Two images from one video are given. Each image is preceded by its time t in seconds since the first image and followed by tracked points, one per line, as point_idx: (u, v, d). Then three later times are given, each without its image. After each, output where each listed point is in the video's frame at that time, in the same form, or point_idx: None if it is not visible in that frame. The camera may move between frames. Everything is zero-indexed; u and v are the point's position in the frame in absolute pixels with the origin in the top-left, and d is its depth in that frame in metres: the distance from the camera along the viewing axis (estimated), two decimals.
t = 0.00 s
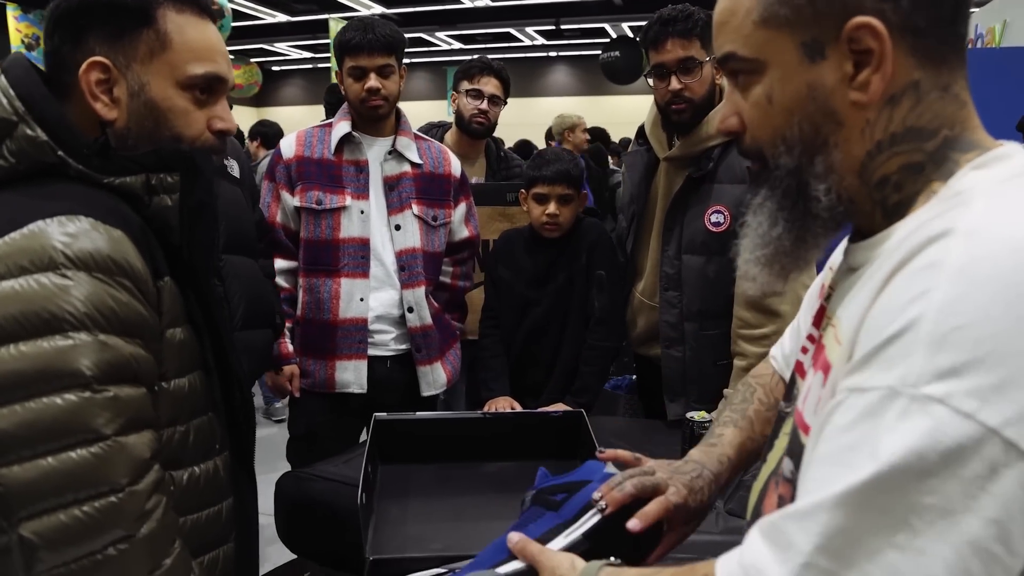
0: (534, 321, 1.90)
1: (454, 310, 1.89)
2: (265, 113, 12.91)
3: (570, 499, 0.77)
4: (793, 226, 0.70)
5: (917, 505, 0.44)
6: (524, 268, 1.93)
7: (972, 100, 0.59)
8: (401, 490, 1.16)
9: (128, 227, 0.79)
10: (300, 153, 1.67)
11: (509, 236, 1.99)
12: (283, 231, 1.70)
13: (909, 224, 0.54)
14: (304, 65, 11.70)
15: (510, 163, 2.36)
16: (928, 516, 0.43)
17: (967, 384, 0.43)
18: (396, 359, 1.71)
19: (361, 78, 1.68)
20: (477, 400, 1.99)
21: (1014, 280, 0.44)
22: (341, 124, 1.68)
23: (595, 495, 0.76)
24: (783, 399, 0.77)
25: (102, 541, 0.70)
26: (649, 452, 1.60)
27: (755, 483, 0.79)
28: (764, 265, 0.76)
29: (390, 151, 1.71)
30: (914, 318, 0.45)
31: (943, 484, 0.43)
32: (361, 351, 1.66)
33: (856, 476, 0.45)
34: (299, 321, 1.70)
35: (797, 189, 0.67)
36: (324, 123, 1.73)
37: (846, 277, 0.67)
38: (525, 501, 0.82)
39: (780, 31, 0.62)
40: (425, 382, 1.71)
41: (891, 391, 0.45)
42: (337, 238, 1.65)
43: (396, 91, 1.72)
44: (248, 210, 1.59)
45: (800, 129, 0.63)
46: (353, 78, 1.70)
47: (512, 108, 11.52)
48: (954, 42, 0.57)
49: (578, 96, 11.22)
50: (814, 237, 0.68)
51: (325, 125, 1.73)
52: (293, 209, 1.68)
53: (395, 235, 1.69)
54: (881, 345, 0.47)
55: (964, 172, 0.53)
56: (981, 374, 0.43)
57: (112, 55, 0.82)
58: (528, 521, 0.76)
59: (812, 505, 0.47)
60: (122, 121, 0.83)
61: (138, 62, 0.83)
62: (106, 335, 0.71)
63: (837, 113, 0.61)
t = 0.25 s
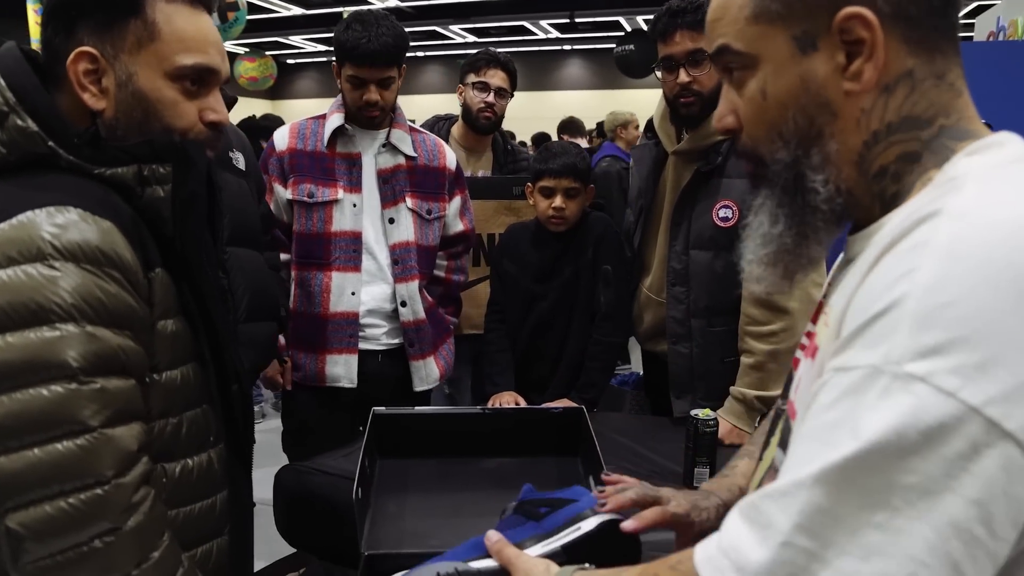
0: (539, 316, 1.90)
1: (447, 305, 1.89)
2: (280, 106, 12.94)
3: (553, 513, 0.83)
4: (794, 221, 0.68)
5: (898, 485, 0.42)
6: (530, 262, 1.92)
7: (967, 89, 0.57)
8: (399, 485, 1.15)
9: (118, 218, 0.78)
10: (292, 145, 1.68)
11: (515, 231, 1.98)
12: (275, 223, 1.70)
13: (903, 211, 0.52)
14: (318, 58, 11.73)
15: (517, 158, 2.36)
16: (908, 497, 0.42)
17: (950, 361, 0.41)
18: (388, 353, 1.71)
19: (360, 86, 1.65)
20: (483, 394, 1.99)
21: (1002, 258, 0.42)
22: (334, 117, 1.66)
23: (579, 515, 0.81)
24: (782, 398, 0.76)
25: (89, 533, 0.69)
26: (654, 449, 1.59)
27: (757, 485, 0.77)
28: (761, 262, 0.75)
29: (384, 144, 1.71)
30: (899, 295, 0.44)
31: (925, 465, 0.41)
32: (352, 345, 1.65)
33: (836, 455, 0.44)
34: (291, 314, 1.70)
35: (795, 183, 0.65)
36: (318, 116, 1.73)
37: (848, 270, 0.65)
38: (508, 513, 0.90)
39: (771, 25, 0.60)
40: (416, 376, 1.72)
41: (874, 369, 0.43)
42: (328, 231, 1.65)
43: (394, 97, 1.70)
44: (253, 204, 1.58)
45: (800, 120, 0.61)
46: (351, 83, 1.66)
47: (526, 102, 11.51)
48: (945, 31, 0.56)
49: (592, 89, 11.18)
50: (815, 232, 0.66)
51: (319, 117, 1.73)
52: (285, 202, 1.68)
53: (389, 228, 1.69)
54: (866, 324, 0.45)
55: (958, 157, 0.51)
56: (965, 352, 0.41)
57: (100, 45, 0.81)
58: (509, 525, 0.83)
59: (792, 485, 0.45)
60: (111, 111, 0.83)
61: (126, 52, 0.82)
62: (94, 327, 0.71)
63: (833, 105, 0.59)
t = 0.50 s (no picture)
0: (552, 312, 1.89)
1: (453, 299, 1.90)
2: (300, 101, 12.99)
3: (561, 532, 0.85)
4: (792, 214, 0.67)
5: (883, 468, 0.43)
6: (545, 256, 1.91)
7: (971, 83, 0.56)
8: (407, 482, 1.15)
9: (121, 213, 0.78)
10: (297, 143, 1.67)
11: (529, 226, 1.98)
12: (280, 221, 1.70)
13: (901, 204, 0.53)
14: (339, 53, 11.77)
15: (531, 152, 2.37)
16: (893, 479, 0.43)
17: (933, 345, 0.42)
18: (392, 349, 1.72)
19: (366, 77, 1.66)
20: (496, 390, 1.99)
21: (985, 245, 0.43)
22: (339, 114, 1.66)
23: (588, 539, 0.82)
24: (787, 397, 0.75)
25: (93, 528, 0.69)
26: (667, 447, 1.57)
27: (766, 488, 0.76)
28: (771, 262, 0.72)
29: (388, 140, 1.71)
30: (885, 283, 0.46)
31: (908, 448, 0.43)
32: (357, 345, 1.66)
33: (822, 439, 0.45)
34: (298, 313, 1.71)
35: (790, 176, 0.64)
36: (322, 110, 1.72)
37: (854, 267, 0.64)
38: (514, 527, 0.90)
39: (772, 20, 0.59)
40: (419, 374, 1.73)
41: (859, 354, 0.45)
42: (334, 231, 1.66)
43: (399, 91, 1.72)
44: (270, 199, 1.57)
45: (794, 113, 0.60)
46: (357, 75, 1.67)
47: (546, 96, 11.48)
48: (950, 26, 0.55)
49: (613, 83, 11.13)
50: (813, 223, 0.66)
51: (323, 113, 1.72)
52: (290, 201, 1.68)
53: (392, 226, 1.70)
54: (855, 311, 0.47)
55: (954, 148, 0.52)
56: (947, 336, 0.42)
57: (101, 42, 0.82)
58: (517, 536, 0.84)
59: (781, 470, 0.47)
60: (112, 108, 0.84)
61: (127, 48, 0.82)
62: (96, 323, 0.71)
63: (830, 98, 0.59)
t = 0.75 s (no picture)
0: (568, 310, 1.88)
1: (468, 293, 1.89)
2: (320, 100, 13.05)
3: (575, 523, 0.84)
4: (808, 213, 0.66)
5: (901, 460, 0.42)
6: (561, 254, 1.90)
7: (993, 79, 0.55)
8: (419, 482, 1.15)
9: (129, 212, 0.78)
10: (310, 147, 1.67)
11: (545, 225, 1.96)
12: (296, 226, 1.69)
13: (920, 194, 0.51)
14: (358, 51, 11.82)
15: (545, 150, 2.39)
16: (911, 472, 0.42)
17: (951, 335, 0.41)
18: (414, 346, 1.73)
19: (372, 74, 1.66)
20: (512, 389, 1.98)
21: (1003, 233, 0.42)
22: (348, 116, 1.66)
23: (603, 530, 0.81)
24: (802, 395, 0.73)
25: (98, 526, 0.69)
26: (683, 447, 1.56)
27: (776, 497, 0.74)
28: (786, 261, 0.71)
29: (399, 135, 1.71)
30: (901, 273, 0.44)
31: (925, 440, 0.41)
32: (385, 344, 1.67)
33: (838, 432, 0.44)
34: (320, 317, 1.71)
35: (807, 174, 0.63)
36: (329, 113, 1.71)
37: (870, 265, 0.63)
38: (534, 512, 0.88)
39: (787, 17, 0.58)
40: (443, 368, 1.73)
41: (875, 346, 0.44)
42: (354, 234, 1.66)
43: (406, 86, 1.71)
44: (282, 196, 1.56)
45: (812, 110, 0.59)
46: (362, 72, 1.67)
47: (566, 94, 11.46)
48: (969, 20, 0.54)
49: (632, 80, 11.08)
50: (831, 223, 0.64)
51: (331, 115, 1.71)
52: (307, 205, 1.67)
53: (410, 221, 1.70)
54: (871, 302, 0.46)
55: (975, 140, 0.51)
56: (966, 326, 0.41)
57: (115, 44, 0.82)
58: (532, 526, 0.84)
59: (795, 463, 0.46)
60: (123, 109, 0.84)
61: (140, 51, 0.83)
62: (103, 322, 0.71)
63: (846, 93, 0.57)
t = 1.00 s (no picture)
0: (583, 311, 1.87)
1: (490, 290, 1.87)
2: (340, 100, 13.10)
3: (578, 532, 0.84)
4: (815, 207, 0.65)
5: (910, 454, 0.41)
6: (575, 255, 1.89)
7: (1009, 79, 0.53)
8: (429, 484, 1.14)
9: (136, 214, 0.78)
10: (333, 149, 1.66)
11: (560, 225, 1.95)
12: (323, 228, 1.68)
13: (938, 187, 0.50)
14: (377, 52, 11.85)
15: (561, 149, 2.38)
16: (920, 466, 0.41)
17: (964, 327, 0.40)
18: (442, 345, 1.73)
19: (390, 71, 1.67)
20: (526, 389, 1.97)
21: (1020, 223, 0.41)
22: (371, 117, 1.66)
23: (606, 536, 0.82)
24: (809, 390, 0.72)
25: (103, 528, 0.70)
26: (698, 449, 1.54)
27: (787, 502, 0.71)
28: (794, 254, 0.71)
29: (419, 134, 1.72)
30: (916, 266, 0.43)
31: (936, 433, 0.40)
32: (415, 343, 1.67)
33: (849, 424, 0.43)
34: (348, 320, 1.71)
35: (816, 170, 0.62)
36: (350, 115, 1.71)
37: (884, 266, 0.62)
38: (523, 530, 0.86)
39: (801, 14, 0.56)
40: (472, 365, 1.74)
41: (887, 339, 0.43)
42: (381, 234, 1.65)
43: (424, 82, 1.71)
44: (297, 200, 1.55)
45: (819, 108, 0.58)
46: (381, 71, 1.68)
47: (584, 93, 11.43)
48: (987, 18, 0.52)
49: (651, 79, 11.03)
50: (836, 219, 0.63)
51: (351, 117, 1.71)
52: (332, 208, 1.66)
53: (433, 219, 1.70)
54: (885, 295, 0.45)
55: (993, 134, 0.49)
56: (978, 319, 0.40)
57: (130, 48, 0.82)
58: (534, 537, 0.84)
59: (805, 455, 0.45)
60: (131, 113, 0.84)
61: (154, 58, 0.83)
62: (108, 324, 0.71)
63: (860, 91, 0.56)
